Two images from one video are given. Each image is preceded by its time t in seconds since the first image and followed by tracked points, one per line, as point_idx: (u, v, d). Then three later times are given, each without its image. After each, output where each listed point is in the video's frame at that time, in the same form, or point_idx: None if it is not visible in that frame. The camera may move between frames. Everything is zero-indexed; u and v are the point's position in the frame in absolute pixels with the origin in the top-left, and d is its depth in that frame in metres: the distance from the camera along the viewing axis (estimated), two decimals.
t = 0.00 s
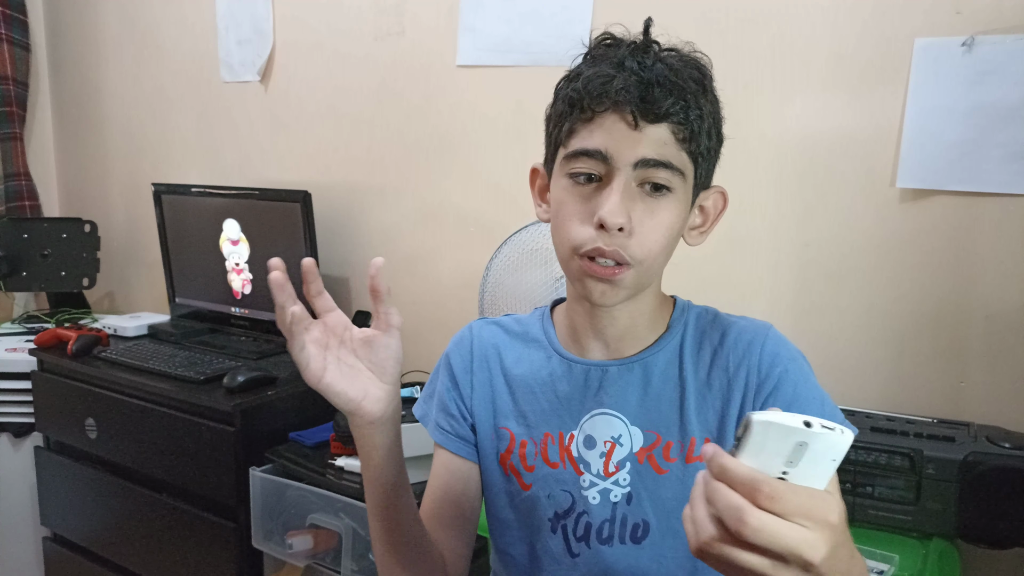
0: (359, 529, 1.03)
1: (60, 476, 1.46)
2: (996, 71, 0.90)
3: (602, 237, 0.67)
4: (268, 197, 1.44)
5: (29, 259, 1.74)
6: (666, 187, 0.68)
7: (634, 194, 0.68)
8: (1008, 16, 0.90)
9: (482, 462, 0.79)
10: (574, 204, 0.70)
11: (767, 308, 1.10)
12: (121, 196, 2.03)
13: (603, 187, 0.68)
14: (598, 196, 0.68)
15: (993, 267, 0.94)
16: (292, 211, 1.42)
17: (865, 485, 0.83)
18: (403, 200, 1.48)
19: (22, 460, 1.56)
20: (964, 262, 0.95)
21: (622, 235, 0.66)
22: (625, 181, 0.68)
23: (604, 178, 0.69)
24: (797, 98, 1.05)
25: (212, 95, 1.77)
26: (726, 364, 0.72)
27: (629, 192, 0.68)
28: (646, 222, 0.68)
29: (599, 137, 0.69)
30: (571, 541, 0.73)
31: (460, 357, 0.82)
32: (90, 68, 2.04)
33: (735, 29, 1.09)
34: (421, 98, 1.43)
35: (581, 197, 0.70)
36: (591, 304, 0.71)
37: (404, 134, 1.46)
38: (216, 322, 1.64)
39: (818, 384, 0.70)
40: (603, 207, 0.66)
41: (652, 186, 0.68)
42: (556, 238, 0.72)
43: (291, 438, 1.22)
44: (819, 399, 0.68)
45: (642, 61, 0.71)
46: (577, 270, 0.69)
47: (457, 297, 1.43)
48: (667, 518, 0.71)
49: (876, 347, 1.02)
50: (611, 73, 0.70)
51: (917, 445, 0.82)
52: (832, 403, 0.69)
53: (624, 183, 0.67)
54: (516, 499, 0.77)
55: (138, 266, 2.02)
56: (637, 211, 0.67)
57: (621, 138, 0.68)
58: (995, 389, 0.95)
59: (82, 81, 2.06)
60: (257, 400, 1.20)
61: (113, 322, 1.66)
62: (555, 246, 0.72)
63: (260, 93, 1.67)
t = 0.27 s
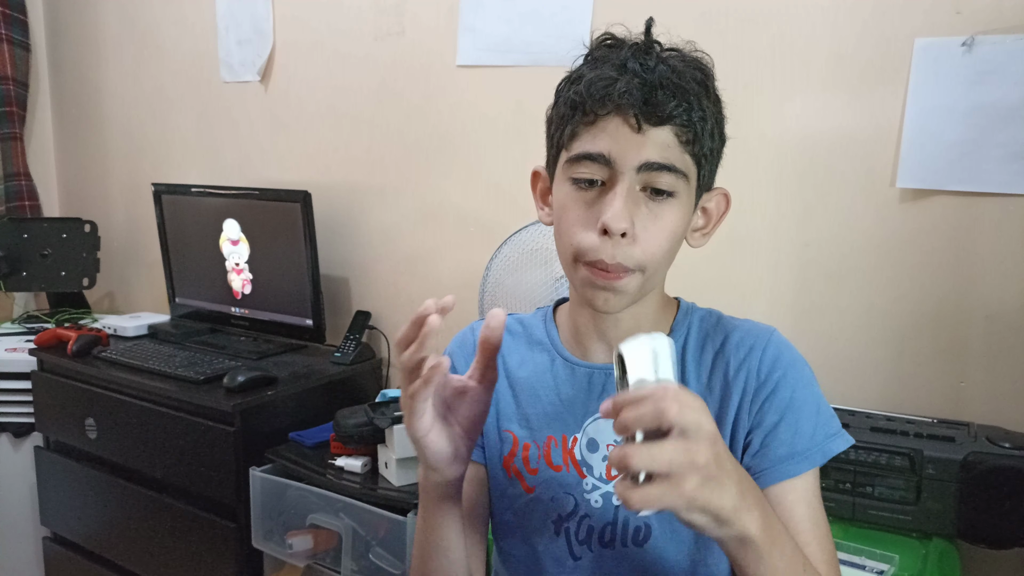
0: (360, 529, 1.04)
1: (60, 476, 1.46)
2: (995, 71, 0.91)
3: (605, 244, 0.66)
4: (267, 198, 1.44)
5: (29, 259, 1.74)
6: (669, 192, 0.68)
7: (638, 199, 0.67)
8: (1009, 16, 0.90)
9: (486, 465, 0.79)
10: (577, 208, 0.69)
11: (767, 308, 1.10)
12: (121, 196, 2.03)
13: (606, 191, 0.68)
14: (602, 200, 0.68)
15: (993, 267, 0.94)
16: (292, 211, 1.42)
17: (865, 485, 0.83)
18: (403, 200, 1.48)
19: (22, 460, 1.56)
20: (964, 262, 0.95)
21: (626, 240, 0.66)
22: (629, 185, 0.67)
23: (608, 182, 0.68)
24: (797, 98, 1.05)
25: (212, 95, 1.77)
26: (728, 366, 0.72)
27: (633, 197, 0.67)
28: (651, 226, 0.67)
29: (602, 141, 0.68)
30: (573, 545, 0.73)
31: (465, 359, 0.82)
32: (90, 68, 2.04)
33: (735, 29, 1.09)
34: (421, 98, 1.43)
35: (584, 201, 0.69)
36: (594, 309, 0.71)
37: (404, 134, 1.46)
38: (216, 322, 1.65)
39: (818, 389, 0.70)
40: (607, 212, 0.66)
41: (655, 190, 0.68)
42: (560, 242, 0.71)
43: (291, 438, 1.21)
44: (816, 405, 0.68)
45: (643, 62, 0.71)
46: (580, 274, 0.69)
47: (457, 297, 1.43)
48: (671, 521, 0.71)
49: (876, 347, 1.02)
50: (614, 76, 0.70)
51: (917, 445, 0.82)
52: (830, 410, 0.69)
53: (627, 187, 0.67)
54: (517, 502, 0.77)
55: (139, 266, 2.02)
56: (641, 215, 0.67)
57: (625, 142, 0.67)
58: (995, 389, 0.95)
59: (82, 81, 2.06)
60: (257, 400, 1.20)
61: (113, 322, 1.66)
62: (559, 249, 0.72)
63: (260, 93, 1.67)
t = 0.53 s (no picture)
0: (360, 529, 1.04)
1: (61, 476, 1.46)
2: (996, 71, 0.91)
3: (595, 248, 0.67)
4: (268, 198, 1.44)
5: (28, 259, 1.74)
6: (657, 196, 0.68)
7: (626, 204, 0.68)
8: (1009, 16, 0.90)
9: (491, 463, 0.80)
10: (568, 216, 0.70)
11: (767, 308, 1.10)
12: (121, 196, 2.03)
13: (595, 199, 0.69)
14: (591, 208, 0.68)
15: (993, 267, 0.94)
16: (292, 211, 1.42)
17: (865, 485, 0.83)
18: (403, 200, 1.48)
19: (22, 460, 1.56)
20: (964, 262, 0.95)
21: (615, 245, 0.67)
22: (617, 191, 0.68)
23: (596, 189, 0.69)
24: (797, 98, 1.05)
25: (212, 95, 1.77)
26: (720, 354, 0.72)
27: (621, 202, 0.68)
28: (640, 231, 0.68)
29: (589, 149, 0.68)
30: (577, 541, 0.74)
31: (469, 356, 0.82)
32: (90, 68, 2.04)
33: (736, 29, 1.09)
34: (421, 98, 1.43)
35: (574, 208, 0.70)
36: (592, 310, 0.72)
37: (404, 134, 1.46)
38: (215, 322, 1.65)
39: (810, 373, 0.70)
40: (595, 220, 0.67)
41: (644, 195, 0.68)
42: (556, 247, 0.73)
43: (291, 438, 1.21)
44: (807, 388, 0.68)
45: (629, 67, 0.70)
46: (575, 277, 0.70)
47: (457, 297, 1.43)
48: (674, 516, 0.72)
49: (876, 347, 1.02)
50: (599, 83, 0.69)
51: (918, 445, 0.82)
52: (823, 394, 0.69)
53: (614, 194, 0.68)
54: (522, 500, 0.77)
55: (139, 266, 2.02)
56: (630, 220, 0.67)
57: (611, 149, 0.67)
58: (995, 389, 0.95)
59: (82, 81, 2.06)
60: (257, 400, 1.19)
61: (113, 322, 1.66)
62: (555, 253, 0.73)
63: (260, 93, 1.67)
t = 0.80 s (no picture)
0: (360, 529, 1.04)
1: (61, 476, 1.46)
2: (996, 71, 0.90)
3: (585, 248, 0.67)
4: (268, 198, 1.44)
5: (28, 259, 1.74)
6: (645, 194, 0.68)
7: (614, 203, 0.68)
8: (1009, 16, 0.90)
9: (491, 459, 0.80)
10: (558, 218, 0.71)
11: (767, 308, 1.10)
12: (121, 197, 2.03)
13: (582, 200, 0.69)
14: (579, 208, 0.69)
15: (993, 267, 0.94)
16: (291, 211, 1.42)
17: (865, 485, 0.83)
18: (403, 200, 1.48)
19: (22, 460, 1.56)
20: (964, 262, 0.95)
21: (605, 243, 0.67)
22: (604, 191, 0.68)
23: (584, 190, 0.69)
24: (797, 98, 1.05)
25: (212, 96, 1.77)
26: (722, 355, 0.73)
27: (609, 202, 0.68)
28: (629, 228, 0.68)
29: (574, 151, 0.69)
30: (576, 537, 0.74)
31: (470, 353, 0.83)
32: (90, 68, 2.04)
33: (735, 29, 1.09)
34: (421, 98, 1.43)
35: (563, 210, 0.71)
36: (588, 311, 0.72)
37: (404, 134, 1.46)
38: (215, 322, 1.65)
39: (812, 373, 0.70)
40: (583, 220, 0.67)
41: (632, 193, 0.68)
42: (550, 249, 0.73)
43: (291, 438, 1.21)
44: (809, 388, 0.68)
45: (610, 69, 0.71)
46: (568, 278, 0.70)
47: (458, 297, 1.43)
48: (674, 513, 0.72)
49: (876, 347, 1.02)
50: (580, 86, 0.70)
51: (917, 445, 0.82)
52: (826, 394, 0.69)
53: (602, 193, 0.68)
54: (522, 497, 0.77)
55: (139, 266, 2.02)
56: (618, 219, 0.67)
57: (595, 150, 0.68)
58: (995, 388, 0.95)
59: (82, 81, 2.06)
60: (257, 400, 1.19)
61: (113, 322, 1.66)
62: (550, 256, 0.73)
63: (260, 93, 1.67)
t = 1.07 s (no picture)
0: (360, 529, 1.04)
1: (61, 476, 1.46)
2: (996, 71, 0.90)
3: (590, 242, 0.67)
4: (268, 197, 1.44)
5: (29, 259, 1.74)
6: (647, 186, 0.69)
7: (617, 196, 0.68)
8: (1009, 16, 0.90)
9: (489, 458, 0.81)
10: (561, 215, 0.70)
11: (767, 308, 1.10)
12: (121, 196, 2.03)
13: (586, 195, 0.69)
14: (583, 203, 0.69)
15: (993, 267, 0.94)
16: (292, 211, 1.42)
17: (865, 485, 0.83)
18: (403, 200, 1.48)
19: (22, 460, 1.56)
20: (964, 262, 0.95)
21: (609, 236, 0.67)
22: (607, 184, 0.68)
23: (587, 185, 0.69)
24: (797, 97, 1.05)
25: (211, 95, 1.77)
26: (718, 350, 0.73)
27: (612, 195, 0.68)
28: (633, 221, 0.68)
29: (576, 147, 0.70)
30: (575, 534, 0.75)
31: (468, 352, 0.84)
32: (90, 68, 2.04)
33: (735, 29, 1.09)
34: (421, 97, 1.43)
35: (565, 206, 0.70)
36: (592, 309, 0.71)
37: (404, 134, 1.47)
38: (215, 322, 1.65)
39: (807, 370, 0.70)
40: (588, 214, 0.67)
41: (635, 186, 0.69)
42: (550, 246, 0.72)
43: (291, 438, 1.21)
44: (803, 384, 0.69)
45: (608, 67, 0.73)
46: (570, 275, 0.69)
47: (458, 297, 1.43)
48: (672, 511, 0.73)
49: (876, 347, 1.02)
50: (580, 83, 0.71)
51: (917, 445, 0.82)
52: (818, 391, 0.70)
53: (606, 186, 0.68)
54: (521, 498, 0.77)
55: (139, 266, 2.02)
56: (622, 212, 0.68)
57: (598, 144, 0.69)
58: (994, 389, 0.95)
59: (82, 81, 2.06)
60: (258, 399, 1.20)
61: (113, 322, 1.66)
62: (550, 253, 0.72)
63: (260, 93, 1.67)
